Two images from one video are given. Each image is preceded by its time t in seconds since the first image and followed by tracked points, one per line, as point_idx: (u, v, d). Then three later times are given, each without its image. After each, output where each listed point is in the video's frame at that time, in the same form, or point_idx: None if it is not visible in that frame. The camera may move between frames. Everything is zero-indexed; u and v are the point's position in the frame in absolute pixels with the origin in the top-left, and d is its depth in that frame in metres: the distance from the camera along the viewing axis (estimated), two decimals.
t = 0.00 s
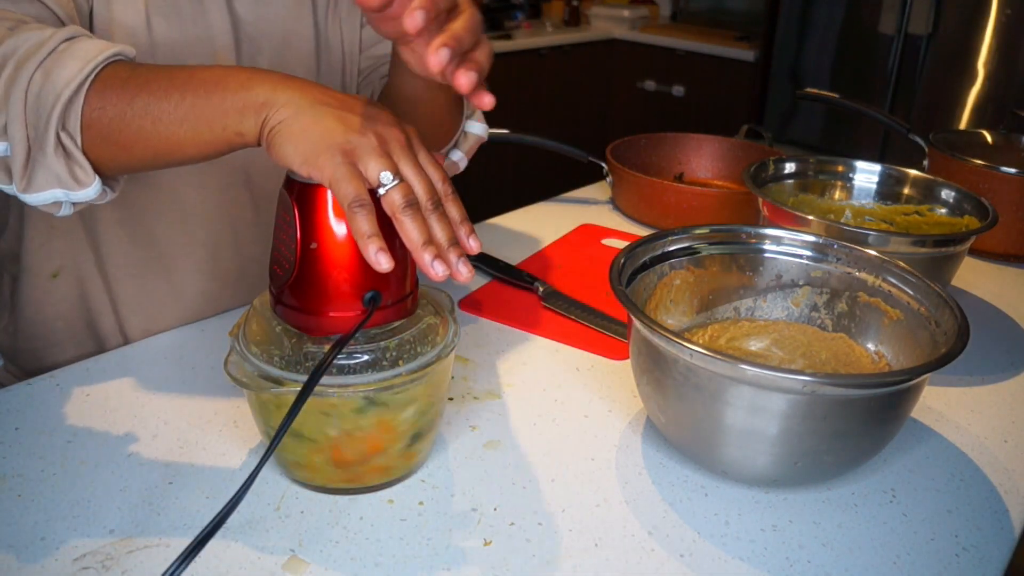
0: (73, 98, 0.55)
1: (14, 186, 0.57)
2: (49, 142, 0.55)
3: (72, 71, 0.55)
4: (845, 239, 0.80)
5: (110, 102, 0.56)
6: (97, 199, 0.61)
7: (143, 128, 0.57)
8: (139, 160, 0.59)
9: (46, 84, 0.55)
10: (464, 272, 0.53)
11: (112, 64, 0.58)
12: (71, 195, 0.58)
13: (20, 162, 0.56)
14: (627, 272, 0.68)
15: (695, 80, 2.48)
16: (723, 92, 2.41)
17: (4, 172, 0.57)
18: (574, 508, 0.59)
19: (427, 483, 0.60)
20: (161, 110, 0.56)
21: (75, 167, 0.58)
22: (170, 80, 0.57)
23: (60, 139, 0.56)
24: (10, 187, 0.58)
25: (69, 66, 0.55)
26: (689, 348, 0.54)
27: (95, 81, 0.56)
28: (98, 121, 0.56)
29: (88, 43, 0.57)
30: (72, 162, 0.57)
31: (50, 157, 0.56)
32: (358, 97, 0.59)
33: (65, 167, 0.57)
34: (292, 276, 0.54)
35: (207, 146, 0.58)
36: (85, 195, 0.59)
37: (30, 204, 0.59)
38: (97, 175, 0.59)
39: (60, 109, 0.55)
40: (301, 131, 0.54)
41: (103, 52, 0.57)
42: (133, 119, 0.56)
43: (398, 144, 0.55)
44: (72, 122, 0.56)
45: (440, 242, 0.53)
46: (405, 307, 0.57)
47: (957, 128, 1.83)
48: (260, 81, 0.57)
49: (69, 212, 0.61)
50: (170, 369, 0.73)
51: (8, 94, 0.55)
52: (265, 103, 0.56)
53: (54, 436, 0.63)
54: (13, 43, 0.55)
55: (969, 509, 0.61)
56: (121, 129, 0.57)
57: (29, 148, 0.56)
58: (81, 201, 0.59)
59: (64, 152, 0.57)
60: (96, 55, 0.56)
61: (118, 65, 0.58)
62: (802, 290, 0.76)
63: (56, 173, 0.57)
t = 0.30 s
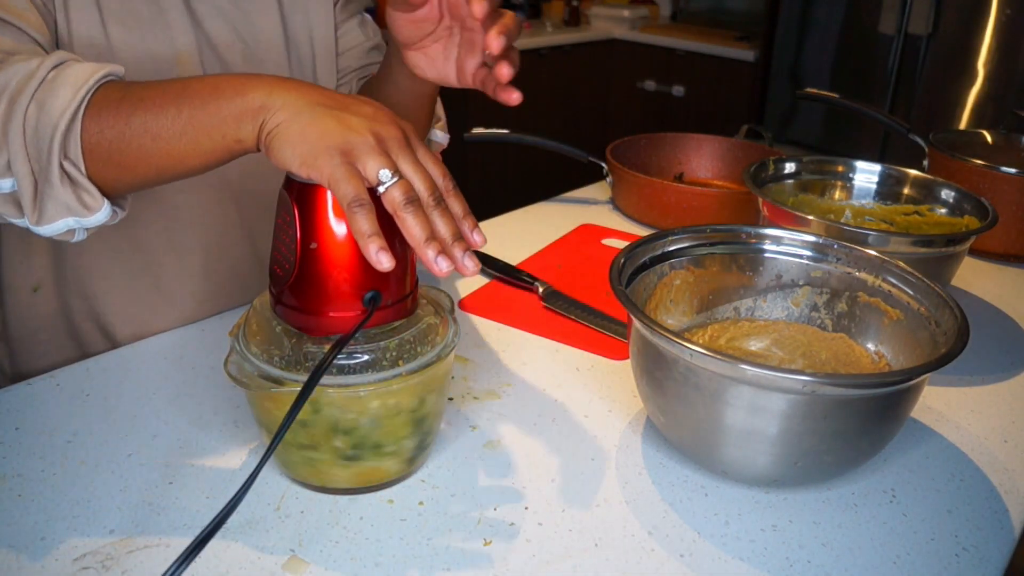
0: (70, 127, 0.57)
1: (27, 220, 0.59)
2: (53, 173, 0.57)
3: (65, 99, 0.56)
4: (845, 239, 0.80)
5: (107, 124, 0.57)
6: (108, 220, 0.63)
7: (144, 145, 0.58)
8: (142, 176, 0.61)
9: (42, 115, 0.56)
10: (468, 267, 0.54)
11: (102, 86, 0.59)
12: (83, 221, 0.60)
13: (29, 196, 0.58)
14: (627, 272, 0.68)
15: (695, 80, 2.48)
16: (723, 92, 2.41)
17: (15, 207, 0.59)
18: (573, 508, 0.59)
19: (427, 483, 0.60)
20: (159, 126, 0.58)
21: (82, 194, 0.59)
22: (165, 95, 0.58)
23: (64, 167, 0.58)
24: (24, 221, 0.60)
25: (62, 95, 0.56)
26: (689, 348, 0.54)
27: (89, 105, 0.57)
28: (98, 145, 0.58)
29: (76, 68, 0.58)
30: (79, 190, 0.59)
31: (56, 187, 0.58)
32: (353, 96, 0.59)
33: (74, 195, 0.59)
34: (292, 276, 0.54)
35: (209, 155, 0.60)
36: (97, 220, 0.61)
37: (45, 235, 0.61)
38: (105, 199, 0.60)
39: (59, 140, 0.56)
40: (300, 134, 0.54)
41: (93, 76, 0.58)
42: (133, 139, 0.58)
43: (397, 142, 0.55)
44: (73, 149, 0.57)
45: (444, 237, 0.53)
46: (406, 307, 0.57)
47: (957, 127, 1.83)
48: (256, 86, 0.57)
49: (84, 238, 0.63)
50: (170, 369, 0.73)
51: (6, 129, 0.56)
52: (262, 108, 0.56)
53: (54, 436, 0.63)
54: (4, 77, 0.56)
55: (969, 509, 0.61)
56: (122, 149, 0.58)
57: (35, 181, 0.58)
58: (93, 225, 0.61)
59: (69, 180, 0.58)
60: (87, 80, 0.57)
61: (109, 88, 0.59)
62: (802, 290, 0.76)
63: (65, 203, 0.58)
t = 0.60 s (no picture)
0: (72, 139, 0.57)
1: (36, 234, 0.60)
2: (59, 187, 0.57)
3: (65, 113, 0.56)
4: (844, 239, 0.80)
5: (109, 133, 0.58)
6: (117, 229, 0.63)
7: (147, 152, 0.58)
8: (148, 184, 0.61)
9: (43, 130, 0.56)
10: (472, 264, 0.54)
11: (100, 97, 0.59)
12: (93, 232, 0.61)
13: (37, 211, 0.58)
14: (627, 272, 0.68)
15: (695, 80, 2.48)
16: (723, 92, 2.41)
17: (25, 223, 0.60)
18: (573, 508, 0.59)
19: (427, 483, 0.60)
20: (161, 132, 0.58)
21: (89, 205, 0.60)
22: (165, 101, 0.58)
23: (70, 181, 0.58)
24: (34, 235, 0.61)
25: (61, 108, 0.56)
26: (689, 348, 0.54)
27: (88, 116, 0.58)
28: (101, 156, 0.58)
29: (73, 80, 0.58)
30: (86, 202, 0.59)
31: (62, 201, 0.58)
32: (358, 98, 0.60)
33: (82, 207, 0.59)
34: (292, 275, 0.54)
35: (211, 159, 0.60)
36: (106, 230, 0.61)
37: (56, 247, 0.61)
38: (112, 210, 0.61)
39: (62, 153, 0.56)
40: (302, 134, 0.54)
41: (90, 87, 0.58)
42: (134, 147, 0.58)
43: (397, 143, 0.55)
44: (77, 162, 0.58)
45: (447, 236, 0.54)
46: (406, 307, 0.57)
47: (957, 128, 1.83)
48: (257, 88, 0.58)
49: (93, 248, 0.64)
50: (170, 369, 0.73)
51: (9, 147, 0.57)
52: (263, 108, 0.57)
53: (54, 436, 0.63)
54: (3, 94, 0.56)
55: (968, 509, 0.61)
56: (126, 157, 0.58)
57: (42, 196, 0.59)
58: (102, 235, 0.62)
59: (75, 193, 0.59)
60: (84, 91, 0.58)
61: (107, 98, 0.59)
62: (802, 290, 0.76)
63: (73, 216, 0.59)
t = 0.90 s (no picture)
0: (72, 137, 0.57)
1: (36, 230, 0.60)
2: (59, 184, 0.58)
3: (66, 110, 0.57)
4: (844, 240, 0.80)
5: (110, 131, 0.58)
6: (117, 225, 0.63)
7: (148, 151, 0.59)
8: (148, 182, 0.61)
9: (44, 128, 0.57)
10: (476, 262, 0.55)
11: (100, 96, 0.60)
12: (93, 229, 0.61)
13: (37, 207, 0.58)
14: (627, 272, 0.68)
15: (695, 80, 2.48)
16: (723, 92, 2.41)
17: (24, 219, 0.59)
18: (573, 508, 0.59)
19: (427, 483, 0.60)
20: (162, 130, 0.58)
21: (89, 203, 0.60)
22: (166, 100, 0.59)
23: (70, 178, 0.58)
24: (34, 232, 0.60)
25: (62, 106, 0.57)
26: (689, 348, 0.54)
27: (90, 112, 0.58)
28: (101, 154, 0.59)
29: (73, 79, 0.59)
30: (85, 200, 0.59)
31: (63, 198, 0.58)
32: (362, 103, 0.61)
33: (81, 204, 0.59)
34: (292, 276, 0.54)
35: (211, 159, 0.61)
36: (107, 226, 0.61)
37: (58, 244, 0.61)
38: (112, 206, 0.61)
39: (62, 150, 0.57)
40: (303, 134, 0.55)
41: (90, 86, 0.59)
42: (135, 143, 0.58)
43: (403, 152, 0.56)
44: (77, 159, 0.58)
45: (448, 236, 0.55)
46: (406, 307, 0.57)
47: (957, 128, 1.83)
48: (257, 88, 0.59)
49: (93, 245, 0.64)
50: (170, 369, 0.73)
51: (10, 144, 0.57)
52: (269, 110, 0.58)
53: (54, 436, 0.63)
54: (4, 92, 0.57)
55: (968, 509, 0.61)
56: (127, 155, 0.59)
57: (43, 193, 0.59)
58: (102, 232, 0.61)
59: (76, 190, 0.59)
60: (85, 89, 0.58)
61: (107, 96, 0.60)
62: (802, 290, 0.76)
63: (73, 213, 0.59)
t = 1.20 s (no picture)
0: (71, 147, 0.57)
1: (39, 240, 0.60)
2: (60, 195, 0.58)
3: (63, 121, 0.57)
4: (844, 239, 0.80)
5: (108, 140, 0.58)
6: (120, 232, 0.63)
7: (148, 157, 0.59)
8: (148, 188, 0.62)
9: (42, 139, 0.57)
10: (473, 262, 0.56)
11: (96, 103, 0.60)
12: (95, 238, 0.61)
13: (40, 219, 0.58)
14: (626, 272, 0.68)
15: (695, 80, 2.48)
16: (723, 92, 2.41)
17: (27, 229, 0.60)
18: (573, 508, 0.59)
19: (427, 483, 0.60)
20: (161, 136, 0.59)
21: (90, 212, 0.60)
22: (162, 106, 0.59)
23: (70, 189, 0.58)
24: (38, 242, 0.60)
25: (58, 116, 0.57)
26: (689, 348, 0.54)
27: (87, 121, 0.58)
28: (100, 163, 0.59)
29: (69, 88, 0.59)
30: (86, 209, 0.59)
31: (64, 209, 0.58)
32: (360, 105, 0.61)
33: (84, 213, 0.59)
34: (291, 276, 0.54)
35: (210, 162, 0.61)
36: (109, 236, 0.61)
37: (61, 254, 0.61)
38: (114, 214, 0.61)
39: (62, 161, 0.57)
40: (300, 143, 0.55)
41: (85, 95, 0.59)
42: (134, 150, 0.59)
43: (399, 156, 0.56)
44: (77, 170, 0.58)
45: (448, 236, 0.56)
46: (406, 307, 0.57)
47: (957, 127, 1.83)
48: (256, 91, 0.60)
49: (99, 253, 0.64)
50: (170, 370, 0.73)
51: (8, 158, 0.57)
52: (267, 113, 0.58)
53: (54, 436, 0.63)
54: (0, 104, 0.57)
55: (968, 509, 0.61)
56: (127, 163, 0.59)
57: (44, 204, 0.58)
58: (106, 241, 0.61)
59: (76, 200, 0.59)
60: (80, 98, 0.59)
61: (101, 105, 0.60)
62: (802, 290, 0.76)
63: (76, 223, 0.59)
